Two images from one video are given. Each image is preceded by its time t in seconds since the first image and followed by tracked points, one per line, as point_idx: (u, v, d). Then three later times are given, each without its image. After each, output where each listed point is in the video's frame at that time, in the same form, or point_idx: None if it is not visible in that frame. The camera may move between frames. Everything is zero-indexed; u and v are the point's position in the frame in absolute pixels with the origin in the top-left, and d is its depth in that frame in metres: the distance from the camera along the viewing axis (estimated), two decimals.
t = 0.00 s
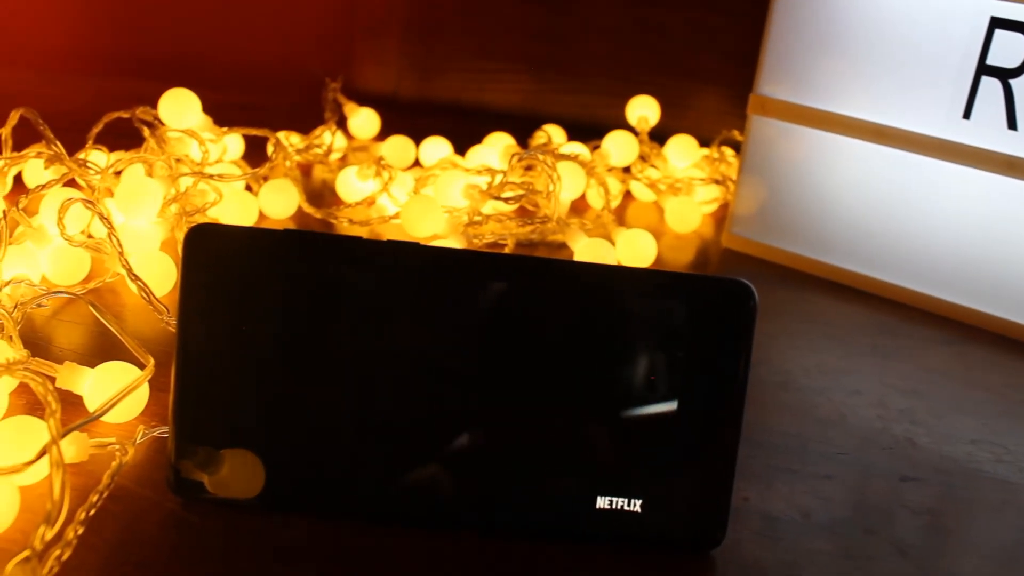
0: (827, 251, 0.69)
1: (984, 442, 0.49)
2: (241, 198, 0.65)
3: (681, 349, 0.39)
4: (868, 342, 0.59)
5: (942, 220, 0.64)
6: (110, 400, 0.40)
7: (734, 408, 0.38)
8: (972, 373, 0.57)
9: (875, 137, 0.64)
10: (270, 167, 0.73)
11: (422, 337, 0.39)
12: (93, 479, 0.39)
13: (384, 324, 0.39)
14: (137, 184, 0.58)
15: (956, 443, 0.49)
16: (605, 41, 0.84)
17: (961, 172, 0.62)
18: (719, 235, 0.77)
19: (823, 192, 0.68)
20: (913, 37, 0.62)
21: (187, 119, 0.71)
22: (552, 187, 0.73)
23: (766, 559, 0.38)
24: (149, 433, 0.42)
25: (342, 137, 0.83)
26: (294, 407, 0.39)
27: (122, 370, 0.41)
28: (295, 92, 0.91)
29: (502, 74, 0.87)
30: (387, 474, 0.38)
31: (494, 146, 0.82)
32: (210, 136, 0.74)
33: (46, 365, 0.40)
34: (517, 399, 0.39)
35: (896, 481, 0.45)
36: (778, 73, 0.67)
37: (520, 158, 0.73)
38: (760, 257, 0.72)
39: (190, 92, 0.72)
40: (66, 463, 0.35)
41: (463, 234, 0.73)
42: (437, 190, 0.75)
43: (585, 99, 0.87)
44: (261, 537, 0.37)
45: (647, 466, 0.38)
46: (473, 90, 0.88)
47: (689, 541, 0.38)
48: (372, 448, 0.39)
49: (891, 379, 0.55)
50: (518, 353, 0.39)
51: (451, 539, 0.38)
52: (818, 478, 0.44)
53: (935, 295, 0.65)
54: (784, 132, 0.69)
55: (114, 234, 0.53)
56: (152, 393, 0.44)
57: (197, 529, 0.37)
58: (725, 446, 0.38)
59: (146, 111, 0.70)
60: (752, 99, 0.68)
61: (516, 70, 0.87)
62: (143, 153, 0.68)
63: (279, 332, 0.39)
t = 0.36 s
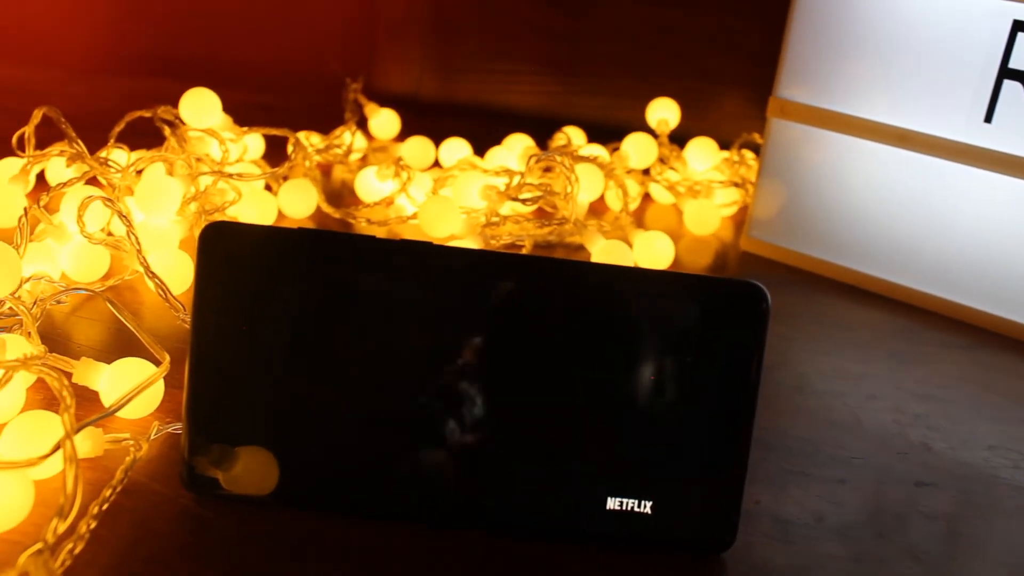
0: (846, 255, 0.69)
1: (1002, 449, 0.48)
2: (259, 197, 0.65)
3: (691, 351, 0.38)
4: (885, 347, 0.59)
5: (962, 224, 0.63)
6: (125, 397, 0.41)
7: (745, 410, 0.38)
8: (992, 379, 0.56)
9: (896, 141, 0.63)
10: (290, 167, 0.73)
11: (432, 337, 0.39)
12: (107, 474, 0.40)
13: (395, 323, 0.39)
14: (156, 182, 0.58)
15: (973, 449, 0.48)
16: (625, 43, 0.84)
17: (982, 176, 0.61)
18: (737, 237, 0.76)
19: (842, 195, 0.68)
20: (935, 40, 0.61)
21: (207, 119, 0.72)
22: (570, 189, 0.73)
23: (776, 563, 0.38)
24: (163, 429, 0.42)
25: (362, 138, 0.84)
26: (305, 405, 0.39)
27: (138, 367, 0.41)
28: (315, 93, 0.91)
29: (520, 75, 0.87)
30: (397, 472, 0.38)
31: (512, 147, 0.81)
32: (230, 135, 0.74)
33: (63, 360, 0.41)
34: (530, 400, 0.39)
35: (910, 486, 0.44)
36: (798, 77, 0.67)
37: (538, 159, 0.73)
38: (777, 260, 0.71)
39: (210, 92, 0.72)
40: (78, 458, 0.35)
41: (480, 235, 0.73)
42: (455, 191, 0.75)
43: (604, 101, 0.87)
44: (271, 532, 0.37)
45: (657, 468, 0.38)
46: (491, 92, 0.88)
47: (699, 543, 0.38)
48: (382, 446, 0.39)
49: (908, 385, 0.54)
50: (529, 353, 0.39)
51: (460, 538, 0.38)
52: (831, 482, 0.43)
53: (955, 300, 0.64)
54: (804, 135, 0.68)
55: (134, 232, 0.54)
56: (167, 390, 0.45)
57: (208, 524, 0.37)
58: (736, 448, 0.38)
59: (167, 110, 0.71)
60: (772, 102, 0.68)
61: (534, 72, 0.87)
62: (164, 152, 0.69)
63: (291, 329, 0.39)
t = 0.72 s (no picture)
0: (855, 257, 0.68)
1: (1010, 453, 0.48)
2: (270, 197, 0.65)
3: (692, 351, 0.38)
4: (894, 350, 0.58)
5: (973, 227, 0.62)
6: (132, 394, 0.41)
7: (747, 411, 0.38)
8: (1002, 383, 0.55)
9: (907, 143, 0.63)
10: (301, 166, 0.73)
11: (435, 336, 0.39)
12: (113, 470, 0.40)
13: (398, 321, 0.39)
14: (166, 182, 0.58)
15: (981, 453, 0.48)
16: (636, 44, 0.84)
17: (994, 178, 0.61)
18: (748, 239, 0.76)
19: (852, 197, 0.67)
20: (947, 42, 0.60)
21: (218, 119, 0.72)
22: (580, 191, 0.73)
23: (778, 565, 0.38)
24: (169, 426, 0.42)
25: (375, 139, 0.84)
26: (309, 403, 0.39)
27: (144, 364, 0.42)
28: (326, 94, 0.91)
29: (531, 77, 0.87)
30: (399, 470, 0.39)
31: (524, 149, 0.81)
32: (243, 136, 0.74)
33: (71, 358, 0.41)
34: (534, 401, 0.38)
35: (916, 489, 0.44)
36: (809, 79, 0.66)
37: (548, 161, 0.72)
38: (787, 262, 0.71)
39: (222, 92, 0.73)
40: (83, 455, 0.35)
41: (490, 236, 0.73)
42: (466, 192, 0.75)
43: (614, 102, 0.87)
44: (274, 529, 0.38)
45: (657, 467, 0.38)
46: (502, 92, 0.89)
47: (700, 543, 0.38)
48: (384, 444, 0.39)
49: (916, 388, 0.54)
50: (534, 355, 0.39)
51: (462, 537, 0.38)
52: (836, 485, 0.43)
53: (965, 303, 0.63)
54: (814, 137, 0.68)
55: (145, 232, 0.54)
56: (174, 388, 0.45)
57: (212, 521, 0.38)
58: (738, 449, 0.38)
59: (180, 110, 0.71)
60: (783, 104, 0.68)
61: (545, 73, 0.87)
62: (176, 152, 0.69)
63: (296, 327, 0.39)
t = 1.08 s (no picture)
0: (860, 260, 0.68)
1: (1012, 457, 0.48)
2: (274, 197, 0.65)
3: (692, 351, 0.38)
4: (897, 352, 0.58)
5: (977, 230, 0.62)
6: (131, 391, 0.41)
7: (747, 412, 0.38)
8: (1005, 387, 0.55)
9: (912, 146, 0.63)
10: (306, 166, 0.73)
11: (434, 334, 0.39)
12: (111, 465, 0.40)
13: (399, 319, 0.40)
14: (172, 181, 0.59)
15: (982, 456, 0.47)
16: (642, 45, 0.84)
17: (999, 181, 0.60)
18: (752, 242, 0.76)
19: (857, 199, 0.67)
20: (953, 45, 0.60)
21: (224, 119, 0.73)
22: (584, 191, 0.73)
23: (775, 567, 0.38)
24: (168, 423, 0.43)
25: (380, 139, 0.84)
26: (308, 400, 0.39)
27: (143, 361, 0.42)
28: (334, 95, 0.92)
29: (537, 77, 0.87)
30: (398, 469, 0.39)
31: (529, 150, 0.81)
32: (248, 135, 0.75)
33: (72, 354, 0.42)
34: (541, 401, 0.38)
35: (916, 493, 0.44)
36: (816, 82, 0.66)
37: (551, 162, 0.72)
38: (792, 264, 0.71)
39: (229, 93, 0.73)
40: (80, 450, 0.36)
41: (492, 236, 0.73)
42: (469, 192, 0.75)
43: (620, 103, 0.87)
44: (271, 526, 0.38)
45: (654, 466, 0.38)
46: (507, 93, 0.89)
47: (697, 543, 0.38)
48: (383, 443, 0.39)
49: (919, 391, 0.53)
50: (541, 354, 0.39)
51: (458, 535, 0.38)
52: (836, 487, 0.43)
53: (968, 306, 0.63)
54: (820, 139, 0.68)
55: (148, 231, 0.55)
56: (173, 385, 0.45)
57: (208, 517, 0.38)
58: (736, 450, 0.38)
59: (185, 109, 0.72)
60: (788, 106, 0.68)
61: (550, 74, 0.87)
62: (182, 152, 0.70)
63: (296, 325, 0.39)
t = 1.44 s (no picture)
0: (867, 261, 0.68)
1: (1017, 460, 0.47)
2: (283, 197, 0.66)
3: (694, 352, 0.39)
4: (903, 354, 0.58)
5: (984, 232, 0.62)
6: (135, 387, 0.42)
7: (748, 413, 0.38)
8: (1012, 390, 0.55)
9: (920, 147, 0.62)
10: (314, 164, 0.73)
11: (435, 332, 0.39)
12: (114, 460, 0.41)
13: (401, 318, 0.40)
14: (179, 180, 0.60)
15: (987, 459, 0.47)
16: (650, 46, 0.84)
17: (1008, 183, 0.60)
18: (760, 243, 0.76)
19: (865, 201, 0.67)
20: (963, 46, 0.60)
21: (232, 117, 0.73)
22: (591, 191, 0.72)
23: (775, 567, 0.38)
24: (171, 420, 0.43)
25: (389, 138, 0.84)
26: (311, 397, 0.39)
27: (148, 357, 0.43)
28: (343, 95, 0.93)
29: (545, 77, 0.87)
30: (399, 467, 0.39)
31: (537, 150, 0.81)
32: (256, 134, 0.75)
33: (78, 350, 0.42)
34: (546, 405, 0.38)
35: (919, 495, 0.43)
36: (825, 82, 0.66)
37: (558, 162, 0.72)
38: (799, 265, 0.71)
39: (235, 90, 0.73)
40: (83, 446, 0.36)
41: (499, 236, 0.73)
42: (477, 192, 0.75)
43: (627, 103, 0.86)
44: (272, 522, 0.38)
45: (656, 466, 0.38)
46: (515, 93, 0.89)
47: (697, 544, 0.38)
48: (384, 441, 0.39)
49: (924, 393, 0.53)
50: (546, 357, 0.38)
51: (457, 533, 0.38)
52: (839, 489, 0.43)
53: (974, 308, 0.63)
54: (829, 140, 0.67)
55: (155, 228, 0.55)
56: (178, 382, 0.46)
57: (209, 512, 0.38)
58: (737, 451, 0.38)
59: (195, 108, 0.72)
60: (797, 107, 0.67)
61: (558, 74, 0.87)
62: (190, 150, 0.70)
63: (298, 323, 0.40)
